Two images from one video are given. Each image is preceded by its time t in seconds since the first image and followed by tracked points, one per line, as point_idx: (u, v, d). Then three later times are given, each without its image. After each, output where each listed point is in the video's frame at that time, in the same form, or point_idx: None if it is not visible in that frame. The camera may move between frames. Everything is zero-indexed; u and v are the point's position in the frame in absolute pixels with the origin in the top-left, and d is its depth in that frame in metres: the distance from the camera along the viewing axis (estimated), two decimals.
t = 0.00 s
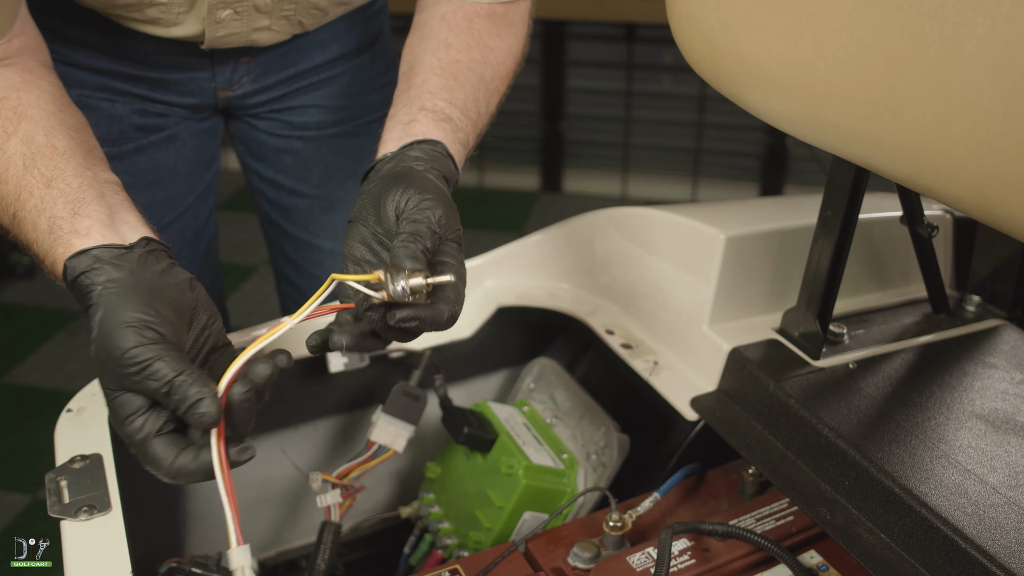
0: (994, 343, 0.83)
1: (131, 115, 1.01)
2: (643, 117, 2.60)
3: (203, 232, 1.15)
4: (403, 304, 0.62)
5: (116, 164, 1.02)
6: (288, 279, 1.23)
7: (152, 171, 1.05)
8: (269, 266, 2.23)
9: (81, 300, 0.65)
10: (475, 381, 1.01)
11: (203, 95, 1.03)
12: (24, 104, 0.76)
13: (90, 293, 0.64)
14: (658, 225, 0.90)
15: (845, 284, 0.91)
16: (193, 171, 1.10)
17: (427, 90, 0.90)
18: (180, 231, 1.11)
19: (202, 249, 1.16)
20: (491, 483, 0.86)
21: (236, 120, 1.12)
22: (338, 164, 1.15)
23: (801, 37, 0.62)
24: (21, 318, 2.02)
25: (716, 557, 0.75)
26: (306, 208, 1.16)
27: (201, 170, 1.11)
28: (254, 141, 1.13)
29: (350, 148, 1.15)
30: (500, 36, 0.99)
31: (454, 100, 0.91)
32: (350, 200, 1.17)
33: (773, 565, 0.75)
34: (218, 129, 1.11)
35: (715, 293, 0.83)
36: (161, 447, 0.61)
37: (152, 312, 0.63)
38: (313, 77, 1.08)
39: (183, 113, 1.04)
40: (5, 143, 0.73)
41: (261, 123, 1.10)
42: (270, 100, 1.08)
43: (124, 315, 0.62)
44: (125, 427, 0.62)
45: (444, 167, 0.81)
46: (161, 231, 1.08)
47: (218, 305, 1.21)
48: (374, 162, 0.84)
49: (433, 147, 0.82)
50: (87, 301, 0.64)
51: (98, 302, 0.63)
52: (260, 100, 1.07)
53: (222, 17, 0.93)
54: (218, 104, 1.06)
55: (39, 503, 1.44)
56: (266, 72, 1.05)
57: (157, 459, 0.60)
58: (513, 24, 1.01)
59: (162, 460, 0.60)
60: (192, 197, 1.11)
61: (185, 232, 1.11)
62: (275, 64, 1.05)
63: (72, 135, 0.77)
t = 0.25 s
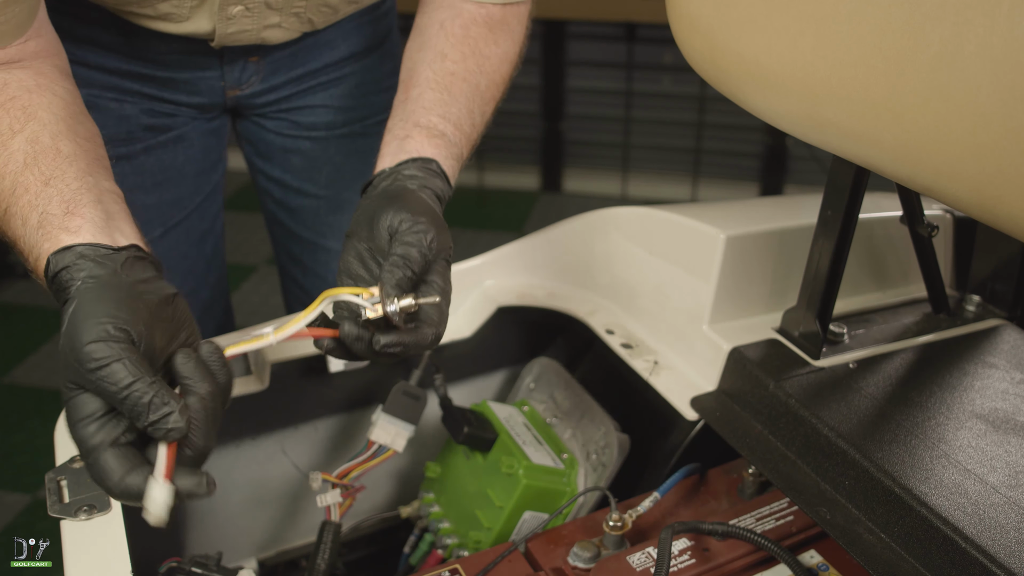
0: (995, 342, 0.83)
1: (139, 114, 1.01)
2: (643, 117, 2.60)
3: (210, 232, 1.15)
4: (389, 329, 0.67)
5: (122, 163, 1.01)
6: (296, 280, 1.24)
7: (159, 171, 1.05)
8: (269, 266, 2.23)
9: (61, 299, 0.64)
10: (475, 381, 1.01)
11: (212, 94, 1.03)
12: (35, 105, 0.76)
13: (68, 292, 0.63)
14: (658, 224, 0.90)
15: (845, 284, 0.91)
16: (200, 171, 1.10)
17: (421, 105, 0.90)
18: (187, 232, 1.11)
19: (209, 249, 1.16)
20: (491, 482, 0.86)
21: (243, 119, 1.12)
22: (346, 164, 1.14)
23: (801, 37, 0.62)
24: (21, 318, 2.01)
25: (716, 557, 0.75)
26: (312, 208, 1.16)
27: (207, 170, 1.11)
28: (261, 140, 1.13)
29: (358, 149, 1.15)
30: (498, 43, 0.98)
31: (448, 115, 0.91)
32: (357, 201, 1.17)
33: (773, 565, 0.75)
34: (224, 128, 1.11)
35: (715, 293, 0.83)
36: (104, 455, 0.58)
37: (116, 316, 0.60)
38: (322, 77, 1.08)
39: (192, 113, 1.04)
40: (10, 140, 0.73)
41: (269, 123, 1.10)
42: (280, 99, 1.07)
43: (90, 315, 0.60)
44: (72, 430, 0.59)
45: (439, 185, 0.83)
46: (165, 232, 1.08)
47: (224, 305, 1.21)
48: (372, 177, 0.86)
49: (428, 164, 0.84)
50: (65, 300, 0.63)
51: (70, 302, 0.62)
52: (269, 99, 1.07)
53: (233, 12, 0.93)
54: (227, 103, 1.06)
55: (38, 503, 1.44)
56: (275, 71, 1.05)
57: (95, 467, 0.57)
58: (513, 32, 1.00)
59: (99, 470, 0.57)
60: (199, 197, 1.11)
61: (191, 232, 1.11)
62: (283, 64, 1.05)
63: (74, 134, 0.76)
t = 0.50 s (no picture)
0: (995, 341, 0.83)
1: (144, 114, 1.00)
2: (643, 115, 2.60)
3: (214, 231, 1.15)
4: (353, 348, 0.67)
5: (128, 163, 1.02)
6: (302, 281, 1.23)
7: (164, 171, 1.05)
8: (269, 264, 2.23)
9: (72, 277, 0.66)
10: (476, 379, 1.01)
11: (217, 92, 1.03)
12: (51, 99, 0.76)
13: (84, 271, 0.65)
14: (659, 222, 0.90)
15: (845, 282, 0.91)
16: (205, 170, 1.10)
17: (430, 135, 0.92)
18: (191, 231, 1.11)
19: (213, 247, 1.15)
20: (491, 480, 0.86)
21: (248, 117, 1.11)
22: (351, 163, 1.14)
23: (801, 36, 0.62)
24: (22, 316, 2.02)
25: (716, 555, 0.75)
26: (316, 208, 1.16)
27: (211, 169, 1.11)
28: (265, 138, 1.12)
29: (363, 148, 1.14)
30: (509, 64, 0.99)
31: (454, 144, 0.93)
32: (361, 200, 1.17)
33: (773, 563, 0.75)
34: (229, 128, 1.11)
35: (715, 291, 0.83)
36: (123, 403, 0.57)
37: (147, 290, 0.62)
38: (328, 75, 1.07)
39: (197, 112, 1.04)
40: (22, 128, 0.73)
41: (273, 121, 1.10)
42: (285, 97, 1.07)
43: (119, 290, 0.61)
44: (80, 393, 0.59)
45: (439, 217, 0.86)
46: (169, 231, 1.08)
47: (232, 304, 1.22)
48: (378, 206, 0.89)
49: (429, 199, 0.86)
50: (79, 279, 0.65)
51: (92, 278, 0.63)
52: (274, 96, 1.06)
53: (243, 16, 0.92)
54: (232, 102, 1.06)
55: (39, 501, 1.44)
56: (283, 70, 1.04)
57: (113, 419, 0.57)
58: (523, 54, 1.01)
59: (118, 421, 0.56)
60: (204, 197, 1.11)
61: (196, 231, 1.11)
62: (289, 63, 1.04)
63: (84, 131, 0.77)
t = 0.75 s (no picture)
0: (995, 338, 0.83)
1: (147, 111, 1.00)
2: (643, 112, 2.60)
3: (217, 228, 1.16)
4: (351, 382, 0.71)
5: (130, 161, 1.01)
6: (301, 276, 1.21)
7: (167, 168, 1.05)
8: (269, 261, 2.23)
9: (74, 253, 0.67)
10: (476, 376, 1.00)
11: (220, 90, 1.03)
12: (52, 86, 0.76)
13: (84, 244, 0.66)
14: (659, 219, 0.90)
15: (845, 279, 0.91)
16: (208, 168, 1.10)
17: (460, 168, 0.94)
18: (194, 229, 1.11)
19: (216, 244, 1.17)
20: (491, 477, 0.86)
21: (250, 114, 1.11)
22: (354, 160, 1.12)
23: (801, 32, 0.62)
24: (22, 313, 2.02)
25: (716, 552, 0.75)
26: (319, 205, 1.14)
27: (214, 167, 1.11)
28: (269, 135, 1.12)
29: (366, 146, 1.12)
30: (532, 91, 1.01)
31: (481, 177, 0.95)
32: (364, 198, 1.15)
33: (773, 560, 0.75)
34: (232, 125, 1.11)
35: (715, 288, 0.83)
36: (151, 359, 0.62)
37: (159, 253, 0.66)
38: (332, 73, 1.07)
39: (200, 110, 1.04)
40: (24, 113, 0.73)
41: (276, 119, 1.09)
42: (287, 94, 1.06)
43: (131, 258, 0.65)
44: (98, 358, 0.62)
45: (469, 256, 0.86)
46: (172, 228, 1.08)
47: (233, 301, 1.22)
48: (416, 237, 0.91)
49: (457, 236, 0.87)
50: (83, 253, 0.66)
51: (98, 249, 0.65)
52: (277, 95, 1.06)
53: (250, 18, 0.92)
54: (235, 99, 1.06)
55: (39, 497, 1.44)
56: (287, 67, 1.04)
57: (140, 376, 0.61)
58: (544, 77, 1.03)
59: (148, 376, 0.61)
60: (207, 193, 1.11)
61: (198, 228, 1.12)
62: (293, 62, 1.04)
63: (84, 117, 0.77)
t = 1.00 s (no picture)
0: (996, 332, 0.83)
1: (150, 106, 1.00)
2: (644, 108, 2.60)
3: (218, 223, 1.16)
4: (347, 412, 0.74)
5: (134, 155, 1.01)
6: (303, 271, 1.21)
7: (170, 163, 1.05)
8: (269, 257, 2.23)
9: (91, 225, 0.65)
10: (476, 370, 1.00)
11: (224, 86, 1.03)
12: (60, 67, 0.75)
13: (104, 217, 0.64)
14: (658, 213, 0.89)
15: (846, 273, 0.91)
16: (210, 163, 1.10)
17: (463, 190, 0.92)
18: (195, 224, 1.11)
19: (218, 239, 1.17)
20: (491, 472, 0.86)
21: (252, 109, 1.11)
22: (356, 155, 1.11)
23: (802, 25, 0.62)
24: (21, 309, 2.01)
25: (716, 546, 0.75)
26: (322, 200, 1.13)
27: (216, 162, 1.10)
28: (270, 130, 1.11)
29: (369, 141, 1.11)
30: (539, 102, 0.98)
31: (484, 200, 0.92)
32: (366, 194, 1.14)
33: (773, 554, 0.75)
34: (234, 120, 1.11)
35: (715, 282, 0.83)
36: (183, 326, 0.61)
37: (180, 220, 0.65)
38: (336, 68, 1.06)
39: (203, 105, 1.04)
40: (35, 93, 0.72)
41: (278, 113, 1.08)
42: (289, 89, 1.06)
43: (155, 229, 0.63)
44: (125, 323, 0.61)
45: (473, 281, 0.84)
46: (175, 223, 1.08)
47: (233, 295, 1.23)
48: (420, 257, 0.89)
49: (460, 259, 0.85)
50: (100, 225, 0.65)
51: (118, 223, 0.64)
52: (280, 89, 1.05)
53: (256, 16, 0.93)
54: (238, 95, 1.06)
55: (39, 492, 1.44)
56: (290, 62, 1.03)
57: (172, 341, 0.61)
58: (551, 94, 0.99)
59: (181, 342, 0.61)
60: (209, 187, 1.11)
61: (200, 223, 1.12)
62: (298, 55, 1.03)
63: (94, 99, 0.76)
